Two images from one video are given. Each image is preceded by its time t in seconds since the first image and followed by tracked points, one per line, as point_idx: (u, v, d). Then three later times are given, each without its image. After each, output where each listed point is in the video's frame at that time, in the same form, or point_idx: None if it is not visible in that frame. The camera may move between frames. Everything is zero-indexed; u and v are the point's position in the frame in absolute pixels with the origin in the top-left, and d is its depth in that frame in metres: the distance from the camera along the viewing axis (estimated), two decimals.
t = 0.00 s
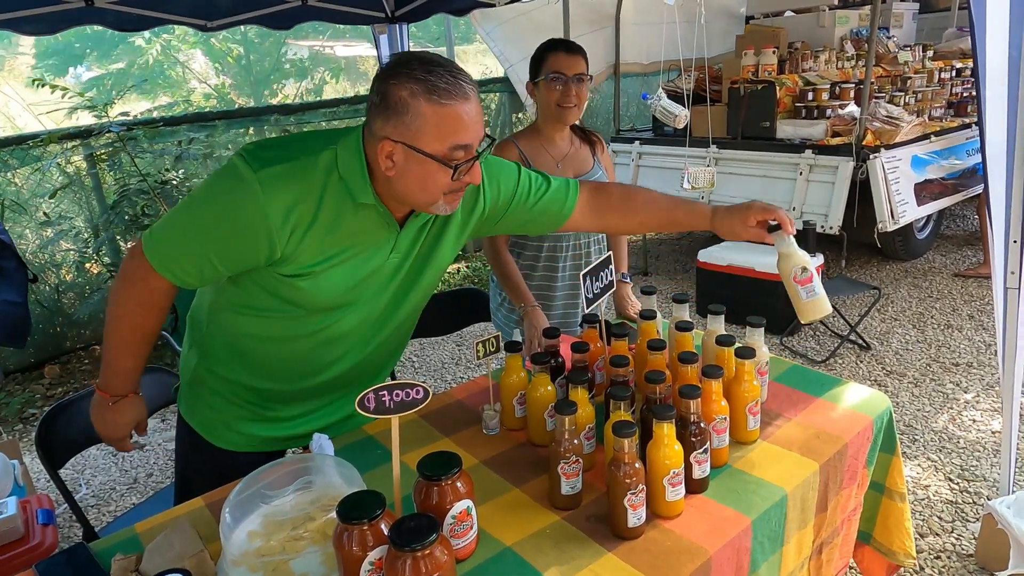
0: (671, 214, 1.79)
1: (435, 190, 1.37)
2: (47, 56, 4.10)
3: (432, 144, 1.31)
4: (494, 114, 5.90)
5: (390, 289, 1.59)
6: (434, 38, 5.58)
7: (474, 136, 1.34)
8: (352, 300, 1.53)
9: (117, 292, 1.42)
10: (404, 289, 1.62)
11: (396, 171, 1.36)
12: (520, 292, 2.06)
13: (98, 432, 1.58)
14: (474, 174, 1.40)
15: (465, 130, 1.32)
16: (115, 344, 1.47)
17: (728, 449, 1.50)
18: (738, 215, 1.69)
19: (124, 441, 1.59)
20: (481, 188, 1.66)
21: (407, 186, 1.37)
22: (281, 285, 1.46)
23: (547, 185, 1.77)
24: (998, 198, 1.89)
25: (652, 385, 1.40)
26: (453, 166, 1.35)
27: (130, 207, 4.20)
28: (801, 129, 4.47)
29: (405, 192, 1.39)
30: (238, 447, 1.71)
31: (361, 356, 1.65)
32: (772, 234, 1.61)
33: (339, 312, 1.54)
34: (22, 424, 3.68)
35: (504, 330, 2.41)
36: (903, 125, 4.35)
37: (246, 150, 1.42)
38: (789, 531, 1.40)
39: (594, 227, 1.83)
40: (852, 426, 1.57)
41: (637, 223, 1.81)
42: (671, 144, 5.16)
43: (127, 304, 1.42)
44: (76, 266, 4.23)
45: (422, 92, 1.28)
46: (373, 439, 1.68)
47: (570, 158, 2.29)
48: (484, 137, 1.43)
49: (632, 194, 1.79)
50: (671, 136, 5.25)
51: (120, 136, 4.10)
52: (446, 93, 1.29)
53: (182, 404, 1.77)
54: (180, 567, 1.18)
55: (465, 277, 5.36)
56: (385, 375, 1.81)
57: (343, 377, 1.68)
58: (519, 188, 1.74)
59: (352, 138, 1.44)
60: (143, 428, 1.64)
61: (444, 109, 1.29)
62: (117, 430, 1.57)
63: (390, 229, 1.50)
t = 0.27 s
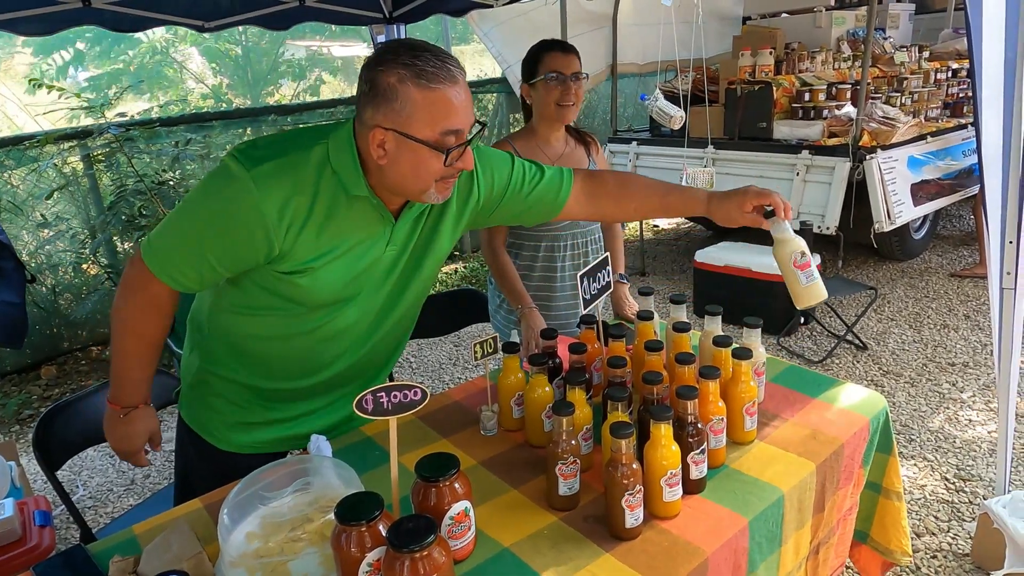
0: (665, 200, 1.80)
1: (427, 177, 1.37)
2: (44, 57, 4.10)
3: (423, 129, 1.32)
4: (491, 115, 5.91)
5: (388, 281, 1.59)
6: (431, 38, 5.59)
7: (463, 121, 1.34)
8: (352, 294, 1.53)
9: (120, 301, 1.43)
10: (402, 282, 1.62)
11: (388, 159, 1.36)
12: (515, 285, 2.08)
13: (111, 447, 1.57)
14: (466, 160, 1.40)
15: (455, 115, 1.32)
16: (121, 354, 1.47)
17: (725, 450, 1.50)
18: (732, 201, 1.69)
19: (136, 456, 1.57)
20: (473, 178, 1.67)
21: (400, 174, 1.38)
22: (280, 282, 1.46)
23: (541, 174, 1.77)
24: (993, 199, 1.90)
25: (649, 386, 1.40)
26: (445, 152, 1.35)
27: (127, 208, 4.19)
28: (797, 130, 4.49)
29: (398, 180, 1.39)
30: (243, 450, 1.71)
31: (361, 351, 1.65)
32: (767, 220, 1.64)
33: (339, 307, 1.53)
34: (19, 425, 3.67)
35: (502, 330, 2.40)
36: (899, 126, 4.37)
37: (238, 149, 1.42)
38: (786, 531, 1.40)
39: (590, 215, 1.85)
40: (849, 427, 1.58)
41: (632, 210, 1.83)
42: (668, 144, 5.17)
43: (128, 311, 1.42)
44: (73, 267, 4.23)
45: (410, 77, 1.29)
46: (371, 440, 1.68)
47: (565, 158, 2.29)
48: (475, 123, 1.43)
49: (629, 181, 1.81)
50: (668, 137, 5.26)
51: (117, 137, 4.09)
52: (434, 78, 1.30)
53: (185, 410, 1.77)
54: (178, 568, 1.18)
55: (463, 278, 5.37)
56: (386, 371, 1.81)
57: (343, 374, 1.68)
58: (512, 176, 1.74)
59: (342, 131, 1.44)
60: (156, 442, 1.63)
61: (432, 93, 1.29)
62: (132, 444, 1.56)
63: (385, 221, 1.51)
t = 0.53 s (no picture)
0: (670, 259, 1.80)
1: (440, 192, 1.38)
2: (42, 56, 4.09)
3: (440, 145, 1.32)
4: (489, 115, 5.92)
5: (393, 292, 1.58)
6: (429, 39, 5.59)
7: (480, 139, 1.34)
8: (355, 302, 1.53)
9: (121, 290, 1.42)
10: (407, 293, 1.62)
11: (404, 172, 1.36)
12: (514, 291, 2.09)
13: (98, 435, 1.56)
14: (479, 177, 1.41)
15: (473, 134, 1.33)
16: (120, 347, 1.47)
17: (724, 450, 1.51)
18: (732, 270, 1.74)
19: (122, 444, 1.56)
20: (485, 200, 1.65)
21: (414, 188, 1.38)
22: (284, 285, 1.46)
23: (553, 208, 1.75)
24: (990, 200, 1.91)
25: (648, 386, 1.41)
26: (460, 169, 1.35)
27: (125, 208, 4.19)
28: (795, 130, 4.50)
29: (412, 192, 1.39)
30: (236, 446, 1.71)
31: (363, 360, 1.65)
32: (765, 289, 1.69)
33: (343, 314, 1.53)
34: (17, 426, 3.67)
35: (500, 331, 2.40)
36: (897, 126, 4.38)
37: (255, 150, 1.43)
38: (785, 530, 1.40)
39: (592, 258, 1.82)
40: (847, 426, 1.58)
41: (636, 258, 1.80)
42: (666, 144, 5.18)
43: (130, 304, 1.42)
44: (71, 267, 4.22)
45: (431, 94, 1.30)
46: (371, 440, 1.68)
47: (561, 159, 2.25)
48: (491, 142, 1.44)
49: (639, 233, 1.78)
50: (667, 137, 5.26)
51: (115, 137, 4.09)
52: (455, 96, 1.30)
53: (182, 404, 1.77)
54: (178, 568, 1.18)
55: (461, 278, 5.38)
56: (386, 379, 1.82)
57: (344, 380, 1.68)
58: (525, 206, 1.73)
59: (359, 141, 1.44)
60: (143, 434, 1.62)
61: (452, 111, 1.30)
62: (118, 431, 1.55)
63: (393, 232, 1.51)
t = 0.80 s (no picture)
0: (681, 292, 1.78)
1: (455, 212, 1.38)
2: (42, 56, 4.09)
3: (458, 167, 1.32)
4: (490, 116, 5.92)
5: (401, 306, 1.59)
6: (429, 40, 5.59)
7: (498, 163, 1.35)
8: (362, 313, 1.53)
9: (129, 281, 1.42)
10: (416, 307, 1.62)
11: (421, 190, 1.37)
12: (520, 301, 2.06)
13: (89, 414, 1.59)
14: (495, 201, 1.40)
15: (491, 157, 1.33)
16: (125, 337, 1.49)
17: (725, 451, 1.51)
18: (742, 305, 1.72)
19: (112, 427, 1.59)
20: (500, 223, 1.66)
21: (430, 207, 1.38)
22: (293, 291, 1.46)
23: (567, 235, 1.75)
24: (990, 201, 1.91)
25: (649, 387, 1.41)
26: (476, 191, 1.35)
27: (125, 208, 4.21)
28: (795, 131, 4.50)
29: (428, 209, 1.39)
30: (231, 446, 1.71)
31: (368, 371, 1.65)
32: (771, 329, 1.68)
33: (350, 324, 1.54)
34: (17, 426, 3.66)
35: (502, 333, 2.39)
36: (897, 128, 4.38)
37: (276, 156, 1.44)
38: (786, 532, 1.40)
39: (599, 287, 1.81)
40: (848, 428, 1.58)
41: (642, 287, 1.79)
42: (666, 145, 5.18)
43: (137, 298, 1.42)
44: (72, 268, 4.22)
45: (453, 117, 1.30)
46: (372, 441, 1.68)
47: (561, 160, 2.25)
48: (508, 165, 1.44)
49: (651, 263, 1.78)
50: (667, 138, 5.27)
51: (116, 137, 4.10)
52: (475, 120, 1.31)
53: (181, 401, 1.77)
54: (180, 569, 1.18)
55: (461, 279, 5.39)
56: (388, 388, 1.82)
57: (348, 390, 1.68)
58: (538, 231, 1.73)
59: (379, 156, 1.46)
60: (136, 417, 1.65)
61: (473, 134, 1.30)
62: (109, 416, 1.58)
63: (406, 247, 1.51)
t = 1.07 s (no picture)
0: (686, 298, 1.77)
1: (456, 203, 1.38)
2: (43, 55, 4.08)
3: (455, 154, 1.33)
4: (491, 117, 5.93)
5: (408, 306, 1.59)
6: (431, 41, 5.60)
7: (497, 150, 1.34)
8: (370, 313, 1.53)
9: (138, 281, 1.43)
10: (424, 308, 1.62)
11: (422, 182, 1.38)
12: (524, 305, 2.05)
13: (99, 414, 1.60)
14: (497, 191, 1.39)
15: (489, 143, 1.33)
16: (133, 339, 1.49)
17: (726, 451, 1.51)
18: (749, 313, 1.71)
19: (122, 428, 1.59)
20: (507, 225, 1.66)
21: (431, 197, 1.38)
22: (301, 289, 1.46)
23: (575, 242, 1.75)
24: (992, 204, 1.91)
25: (651, 388, 1.41)
26: (473, 178, 1.35)
27: (127, 208, 4.20)
28: (797, 133, 4.51)
29: (431, 205, 1.39)
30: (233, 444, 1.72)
31: (374, 372, 1.66)
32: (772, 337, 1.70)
33: (358, 324, 1.54)
34: (17, 425, 3.66)
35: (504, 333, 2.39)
36: (898, 130, 4.38)
37: (288, 155, 1.45)
38: (788, 533, 1.41)
39: (605, 293, 1.80)
40: (849, 429, 1.58)
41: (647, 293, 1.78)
42: (667, 147, 5.19)
43: (145, 298, 1.43)
44: (73, 267, 4.22)
45: (448, 104, 1.32)
46: (374, 441, 1.68)
47: (562, 162, 2.25)
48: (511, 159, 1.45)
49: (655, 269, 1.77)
50: (668, 140, 5.27)
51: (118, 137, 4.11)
52: (471, 107, 1.31)
53: (184, 398, 1.78)
54: (182, 567, 1.18)
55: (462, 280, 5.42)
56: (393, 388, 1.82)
57: (353, 390, 1.68)
58: (546, 236, 1.73)
59: (388, 156, 1.46)
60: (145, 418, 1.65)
61: (468, 121, 1.31)
62: (120, 416, 1.59)
63: (413, 247, 1.51)
